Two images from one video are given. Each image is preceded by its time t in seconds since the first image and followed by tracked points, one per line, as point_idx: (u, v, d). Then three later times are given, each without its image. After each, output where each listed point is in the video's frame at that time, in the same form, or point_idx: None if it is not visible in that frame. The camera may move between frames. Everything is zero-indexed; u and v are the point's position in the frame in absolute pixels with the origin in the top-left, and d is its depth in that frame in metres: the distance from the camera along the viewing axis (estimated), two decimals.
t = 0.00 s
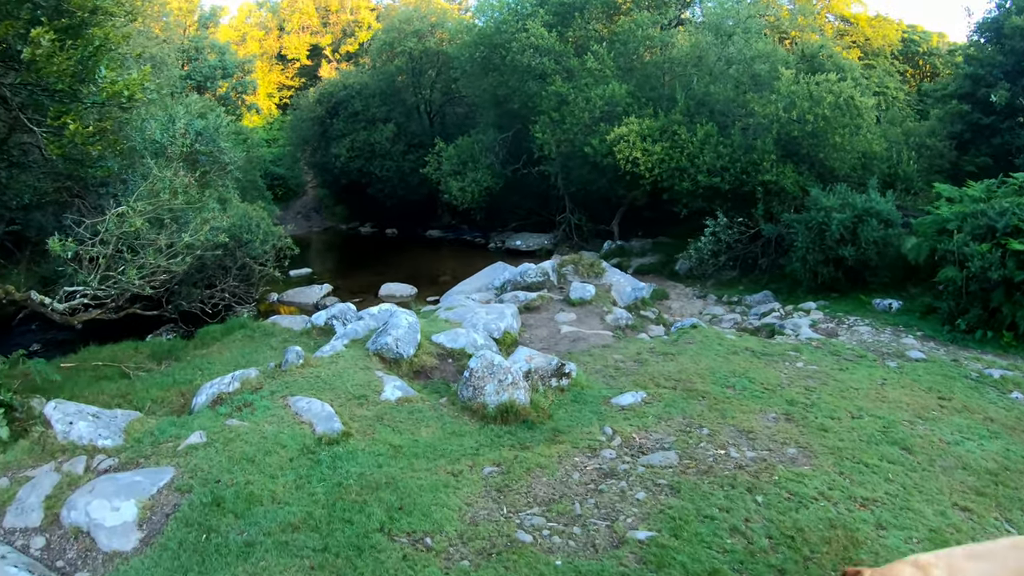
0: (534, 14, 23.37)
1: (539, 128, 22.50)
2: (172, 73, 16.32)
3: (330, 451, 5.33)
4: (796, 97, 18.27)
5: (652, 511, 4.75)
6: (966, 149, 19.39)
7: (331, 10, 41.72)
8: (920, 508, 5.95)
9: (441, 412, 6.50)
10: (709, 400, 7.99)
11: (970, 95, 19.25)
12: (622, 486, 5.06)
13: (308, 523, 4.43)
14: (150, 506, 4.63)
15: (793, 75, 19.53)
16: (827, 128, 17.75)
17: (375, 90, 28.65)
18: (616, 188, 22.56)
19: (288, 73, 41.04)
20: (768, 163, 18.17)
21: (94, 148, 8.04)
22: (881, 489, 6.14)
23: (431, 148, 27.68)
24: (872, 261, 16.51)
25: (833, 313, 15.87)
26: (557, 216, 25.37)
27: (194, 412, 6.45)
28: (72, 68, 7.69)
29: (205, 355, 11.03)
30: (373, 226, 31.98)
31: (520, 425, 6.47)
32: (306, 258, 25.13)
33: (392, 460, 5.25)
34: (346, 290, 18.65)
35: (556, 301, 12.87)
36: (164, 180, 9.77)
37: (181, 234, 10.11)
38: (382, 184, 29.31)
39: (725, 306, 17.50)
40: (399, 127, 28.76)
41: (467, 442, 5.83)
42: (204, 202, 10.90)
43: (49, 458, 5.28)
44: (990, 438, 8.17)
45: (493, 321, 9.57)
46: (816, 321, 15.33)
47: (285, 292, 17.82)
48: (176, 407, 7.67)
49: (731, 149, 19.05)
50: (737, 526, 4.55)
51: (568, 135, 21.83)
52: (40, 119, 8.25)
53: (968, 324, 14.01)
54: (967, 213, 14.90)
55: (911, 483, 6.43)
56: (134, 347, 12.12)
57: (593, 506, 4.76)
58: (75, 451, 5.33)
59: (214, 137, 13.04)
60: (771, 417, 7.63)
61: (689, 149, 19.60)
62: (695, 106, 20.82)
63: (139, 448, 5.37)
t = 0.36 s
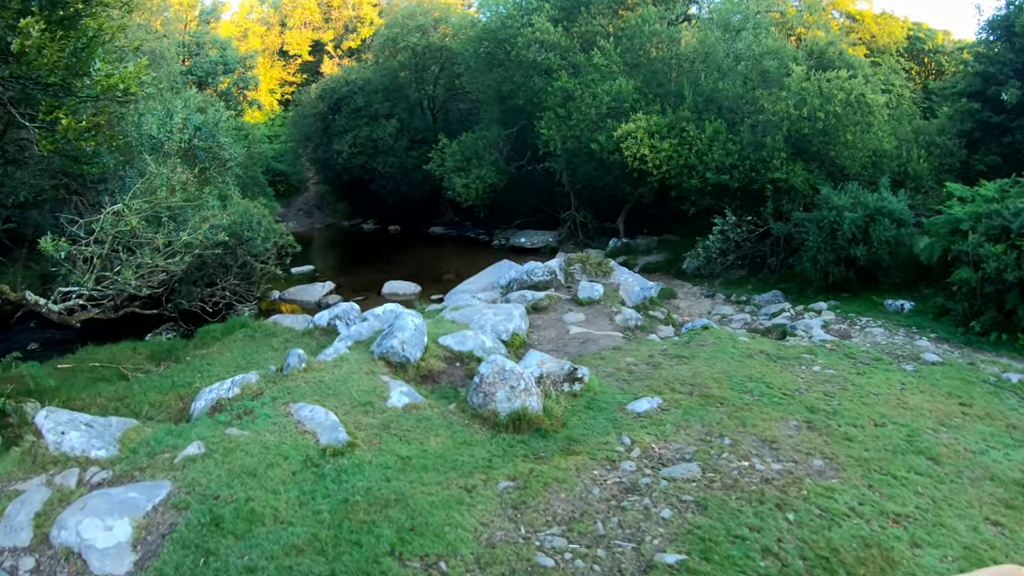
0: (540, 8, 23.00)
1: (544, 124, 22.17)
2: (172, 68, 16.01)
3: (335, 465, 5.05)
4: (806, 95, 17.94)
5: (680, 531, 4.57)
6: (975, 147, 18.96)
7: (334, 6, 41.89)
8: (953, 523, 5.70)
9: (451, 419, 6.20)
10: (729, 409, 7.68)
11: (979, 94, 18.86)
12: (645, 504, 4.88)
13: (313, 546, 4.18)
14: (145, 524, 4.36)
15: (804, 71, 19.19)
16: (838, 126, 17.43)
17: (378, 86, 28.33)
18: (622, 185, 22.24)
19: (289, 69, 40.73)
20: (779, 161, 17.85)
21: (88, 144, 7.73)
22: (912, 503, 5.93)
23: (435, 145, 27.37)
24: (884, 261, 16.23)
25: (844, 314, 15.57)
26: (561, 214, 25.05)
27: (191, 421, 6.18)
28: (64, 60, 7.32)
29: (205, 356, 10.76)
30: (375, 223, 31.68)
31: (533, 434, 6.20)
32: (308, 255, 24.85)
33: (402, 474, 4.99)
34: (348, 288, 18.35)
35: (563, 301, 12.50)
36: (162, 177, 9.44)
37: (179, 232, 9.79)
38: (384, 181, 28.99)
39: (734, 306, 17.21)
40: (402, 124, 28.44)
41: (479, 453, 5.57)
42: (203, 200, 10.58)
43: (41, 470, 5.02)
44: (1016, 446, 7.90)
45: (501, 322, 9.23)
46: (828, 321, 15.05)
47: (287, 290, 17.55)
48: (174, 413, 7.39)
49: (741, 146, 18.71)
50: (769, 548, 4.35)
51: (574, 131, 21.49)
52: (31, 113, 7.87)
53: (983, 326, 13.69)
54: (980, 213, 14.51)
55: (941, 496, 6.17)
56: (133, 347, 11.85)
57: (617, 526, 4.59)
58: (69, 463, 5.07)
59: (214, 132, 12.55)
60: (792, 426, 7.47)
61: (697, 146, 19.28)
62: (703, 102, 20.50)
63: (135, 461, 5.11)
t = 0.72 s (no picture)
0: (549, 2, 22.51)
1: (555, 121, 21.75)
2: (175, 65, 15.67)
3: (343, 484, 4.71)
4: (824, 90, 17.34)
5: (723, 559, 4.30)
6: (993, 143, 18.38)
7: (340, 4, 41.61)
8: (1005, 543, 5.31)
9: (467, 431, 5.83)
10: (757, 417, 7.46)
11: (997, 88, 18.30)
12: (681, 527, 4.62)
13: None
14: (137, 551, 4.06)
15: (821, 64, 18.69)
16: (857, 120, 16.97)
17: (385, 83, 28.00)
18: (634, 183, 21.76)
19: (297, 68, 40.45)
20: (796, 156, 17.38)
21: (80, 141, 7.34)
22: (961, 521, 5.55)
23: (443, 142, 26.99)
24: (905, 259, 15.76)
25: (864, 314, 15.10)
26: (572, 212, 24.63)
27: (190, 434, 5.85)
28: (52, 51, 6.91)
29: (209, 359, 10.44)
30: (383, 222, 31.35)
31: (554, 446, 5.85)
32: (315, 254, 24.55)
33: (416, 496, 4.65)
34: (356, 288, 18.01)
35: (578, 301, 12.04)
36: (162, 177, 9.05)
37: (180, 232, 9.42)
38: (392, 179, 28.61)
39: (752, 305, 16.76)
40: (410, 121, 28.10)
41: (496, 468, 5.22)
42: (204, 199, 10.18)
43: (30, 488, 4.71)
44: None
45: (516, 325, 8.80)
46: (849, 321, 14.60)
47: (294, 290, 17.24)
48: (176, 424, 7.07)
49: (757, 142, 18.24)
50: (815, 567, 4.14)
51: (585, 127, 21.03)
52: (21, 110, 7.46)
53: (1009, 326, 13.16)
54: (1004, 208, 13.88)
55: (989, 512, 5.81)
56: (136, 351, 11.55)
57: (653, 555, 4.31)
58: (60, 481, 4.76)
59: (215, 128, 12.13)
60: (827, 434, 7.28)
61: (712, 142, 18.80)
62: (717, 97, 20.04)
63: (129, 479, 4.79)
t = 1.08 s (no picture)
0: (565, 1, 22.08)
1: (569, 121, 21.41)
2: (184, 63, 15.39)
3: (357, 512, 4.49)
4: (846, 92, 16.98)
5: None
6: (1014, 147, 17.91)
7: (351, 3, 41.36)
8: None
9: (486, 450, 5.55)
10: (788, 435, 7.26)
11: (1020, 91, 17.83)
12: (719, 560, 4.50)
13: None
14: None
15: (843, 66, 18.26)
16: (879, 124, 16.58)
17: (397, 82, 27.77)
18: (648, 185, 21.37)
19: (307, 67, 40.03)
20: (816, 159, 17.00)
21: (79, 142, 7.05)
22: (1005, 553, 5.49)
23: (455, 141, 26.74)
24: (928, 265, 15.32)
25: (886, 321, 14.68)
26: (586, 213, 24.30)
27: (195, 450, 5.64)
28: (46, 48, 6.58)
29: (216, 364, 10.20)
30: (394, 221, 31.11)
31: (578, 467, 5.56)
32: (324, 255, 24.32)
33: (433, 527, 4.42)
34: (367, 289, 17.75)
35: (595, 306, 11.66)
36: (167, 181, 8.74)
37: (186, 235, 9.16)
38: (404, 179, 28.29)
39: (770, 311, 16.40)
40: (421, 120, 27.85)
41: (517, 492, 4.96)
42: (211, 201, 9.92)
43: (26, 512, 4.52)
44: None
45: (533, 334, 8.45)
46: (870, 330, 14.21)
47: (304, 291, 17.02)
48: (181, 435, 6.84)
49: (776, 144, 17.83)
50: None
51: (600, 127, 20.64)
52: (18, 110, 7.14)
53: None
54: None
55: None
56: (143, 354, 11.34)
57: None
58: (58, 505, 4.59)
59: (221, 127, 11.82)
60: (862, 455, 7.09)
61: (731, 144, 18.38)
62: (735, 98, 19.64)
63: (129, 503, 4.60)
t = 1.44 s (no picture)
0: None
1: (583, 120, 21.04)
2: (193, 57, 15.07)
3: (372, 533, 4.19)
4: (867, 92, 16.47)
5: None
6: None
7: None
8: None
9: (510, 463, 5.24)
10: (823, 448, 6.93)
11: None
12: None
13: None
14: None
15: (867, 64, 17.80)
16: (902, 124, 16.16)
17: (408, 79, 27.46)
18: (663, 185, 20.96)
19: (317, 64, 40.12)
20: (838, 160, 16.60)
21: (81, 132, 6.79)
22: None
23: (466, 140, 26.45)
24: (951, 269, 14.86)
25: (908, 327, 14.26)
26: (599, 213, 23.94)
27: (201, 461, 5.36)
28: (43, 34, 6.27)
29: (223, 365, 9.87)
30: (403, 220, 30.82)
31: (608, 481, 5.25)
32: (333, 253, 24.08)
33: (456, 550, 4.11)
34: (377, 288, 17.45)
35: (613, 309, 11.31)
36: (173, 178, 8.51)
37: (192, 233, 8.82)
38: (414, 177, 27.93)
39: (788, 315, 16.02)
40: (433, 118, 27.59)
41: (546, 511, 4.66)
42: (219, 197, 9.60)
43: (18, 528, 4.26)
44: None
45: (553, 338, 8.10)
46: (893, 336, 13.79)
47: (313, 290, 16.72)
48: (187, 441, 6.54)
49: (797, 144, 17.40)
50: None
51: (614, 126, 20.27)
52: (16, 99, 6.76)
53: None
54: None
55: None
56: (148, 354, 11.07)
57: None
58: (53, 522, 4.32)
59: (230, 120, 11.54)
60: (902, 470, 6.73)
61: (750, 144, 17.87)
62: (754, 97, 19.22)
63: (129, 520, 4.35)
